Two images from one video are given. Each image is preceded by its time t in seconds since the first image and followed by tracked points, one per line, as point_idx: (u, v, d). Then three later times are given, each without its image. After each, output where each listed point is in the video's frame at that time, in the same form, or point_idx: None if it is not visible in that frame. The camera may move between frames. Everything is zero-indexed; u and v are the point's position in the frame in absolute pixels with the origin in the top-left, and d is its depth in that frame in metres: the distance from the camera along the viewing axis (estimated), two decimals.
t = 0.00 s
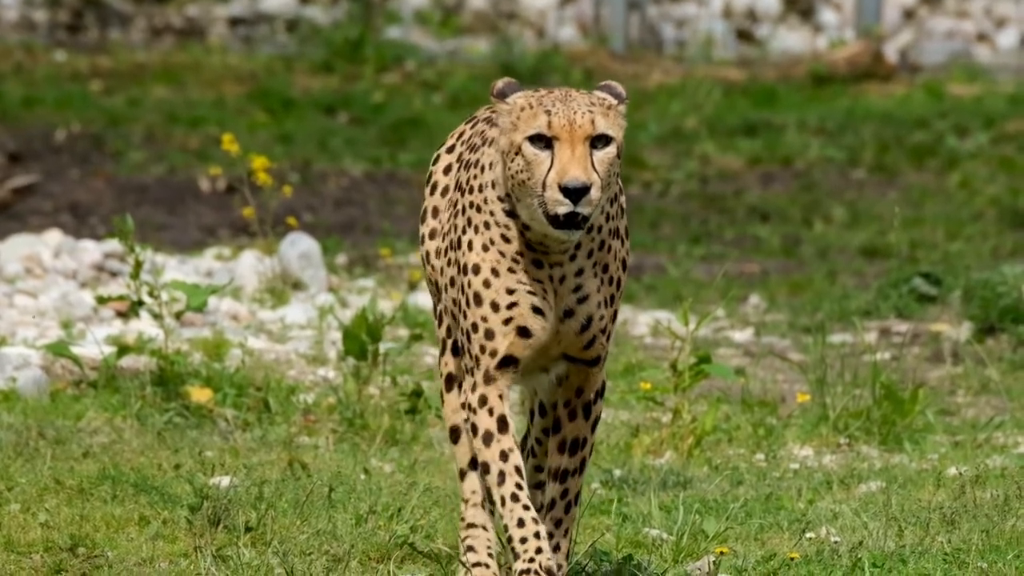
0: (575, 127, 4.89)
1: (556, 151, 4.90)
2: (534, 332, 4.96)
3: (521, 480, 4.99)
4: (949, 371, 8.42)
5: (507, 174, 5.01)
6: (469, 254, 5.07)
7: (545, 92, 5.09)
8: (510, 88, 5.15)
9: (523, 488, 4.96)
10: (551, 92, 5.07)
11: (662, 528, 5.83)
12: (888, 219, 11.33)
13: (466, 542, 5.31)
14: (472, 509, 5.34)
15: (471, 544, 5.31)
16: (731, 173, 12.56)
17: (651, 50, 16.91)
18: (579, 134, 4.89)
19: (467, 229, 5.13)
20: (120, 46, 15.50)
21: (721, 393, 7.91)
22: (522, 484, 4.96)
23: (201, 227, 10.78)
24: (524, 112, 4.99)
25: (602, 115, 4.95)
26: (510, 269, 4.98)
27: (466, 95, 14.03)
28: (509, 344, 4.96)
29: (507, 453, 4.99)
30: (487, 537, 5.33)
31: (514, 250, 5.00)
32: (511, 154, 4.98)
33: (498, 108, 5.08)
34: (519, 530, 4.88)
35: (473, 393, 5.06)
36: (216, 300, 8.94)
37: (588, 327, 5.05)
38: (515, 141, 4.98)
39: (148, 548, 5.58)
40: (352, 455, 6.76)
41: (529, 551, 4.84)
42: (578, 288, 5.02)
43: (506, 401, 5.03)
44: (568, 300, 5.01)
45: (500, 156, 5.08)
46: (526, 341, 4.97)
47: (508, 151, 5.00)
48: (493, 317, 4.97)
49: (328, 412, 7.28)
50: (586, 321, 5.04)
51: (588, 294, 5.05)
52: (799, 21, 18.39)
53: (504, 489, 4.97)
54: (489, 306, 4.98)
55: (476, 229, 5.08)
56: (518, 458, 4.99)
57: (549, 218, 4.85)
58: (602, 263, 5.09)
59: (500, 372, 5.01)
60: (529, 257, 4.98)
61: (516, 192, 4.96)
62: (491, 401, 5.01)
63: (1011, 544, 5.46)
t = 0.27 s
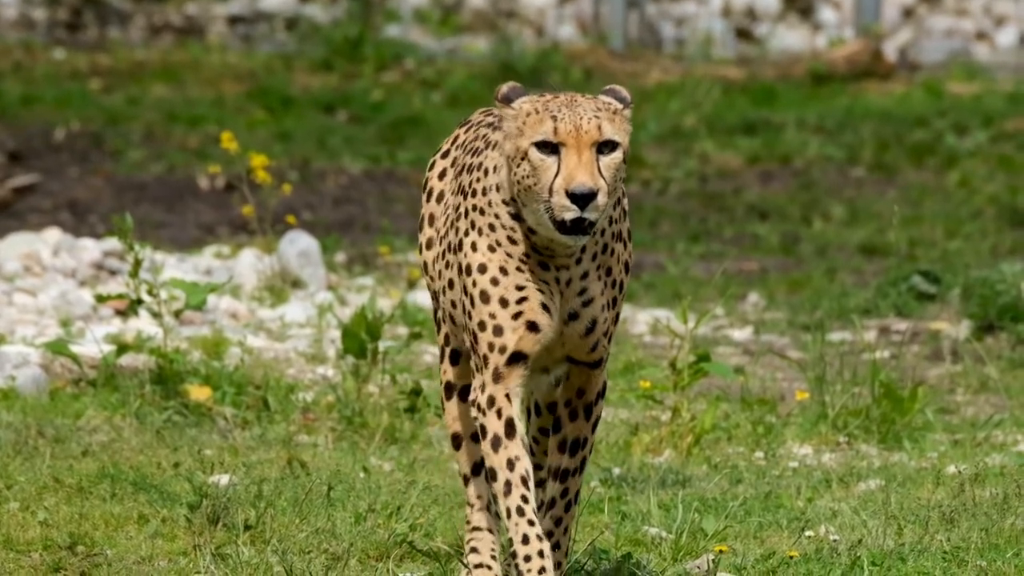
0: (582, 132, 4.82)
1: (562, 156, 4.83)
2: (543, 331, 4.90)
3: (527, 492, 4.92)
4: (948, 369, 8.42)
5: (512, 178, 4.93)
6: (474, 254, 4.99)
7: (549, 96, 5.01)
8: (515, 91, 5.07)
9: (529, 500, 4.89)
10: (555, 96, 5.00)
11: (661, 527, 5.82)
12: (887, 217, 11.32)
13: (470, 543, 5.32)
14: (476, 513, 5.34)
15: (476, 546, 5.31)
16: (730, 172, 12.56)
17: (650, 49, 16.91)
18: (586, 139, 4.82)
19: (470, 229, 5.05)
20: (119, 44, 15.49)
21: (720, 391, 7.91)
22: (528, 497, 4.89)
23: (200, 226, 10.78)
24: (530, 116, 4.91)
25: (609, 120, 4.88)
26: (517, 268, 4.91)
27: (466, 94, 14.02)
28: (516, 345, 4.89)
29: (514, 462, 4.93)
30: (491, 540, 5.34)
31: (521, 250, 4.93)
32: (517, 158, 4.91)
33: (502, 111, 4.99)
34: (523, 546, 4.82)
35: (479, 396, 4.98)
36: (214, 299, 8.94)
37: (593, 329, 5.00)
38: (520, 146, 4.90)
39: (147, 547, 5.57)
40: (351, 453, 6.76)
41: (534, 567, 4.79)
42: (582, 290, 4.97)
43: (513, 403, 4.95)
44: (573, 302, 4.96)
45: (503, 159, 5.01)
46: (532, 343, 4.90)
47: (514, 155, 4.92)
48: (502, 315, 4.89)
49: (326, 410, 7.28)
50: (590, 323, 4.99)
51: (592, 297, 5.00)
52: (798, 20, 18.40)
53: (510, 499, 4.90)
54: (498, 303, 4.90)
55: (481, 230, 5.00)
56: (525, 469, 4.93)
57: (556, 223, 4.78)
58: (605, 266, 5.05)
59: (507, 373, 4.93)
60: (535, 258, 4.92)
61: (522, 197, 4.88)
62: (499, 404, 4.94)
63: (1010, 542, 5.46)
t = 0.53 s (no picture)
0: (592, 144, 4.75)
1: (571, 167, 4.75)
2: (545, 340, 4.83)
3: (531, 503, 4.85)
4: (947, 367, 8.42)
5: (519, 185, 4.85)
6: (477, 258, 4.91)
7: (556, 103, 4.93)
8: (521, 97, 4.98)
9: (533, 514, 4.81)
10: (563, 104, 4.92)
11: (660, 524, 5.82)
12: (886, 215, 11.33)
13: (467, 540, 5.34)
14: (473, 510, 5.36)
15: (473, 543, 5.34)
16: (729, 169, 12.56)
17: (649, 46, 16.91)
18: (595, 152, 4.75)
19: (474, 232, 4.96)
20: (118, 42, 15.48)
21: (719, 389, 7.92)
22: (531, 509, 4.82)
23: (199, 224, 10.77)
24: (538, 125, 4.83)
25: (618, 131, 4.81)
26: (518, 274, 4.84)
27: (464, 92, 14.02)
28: (519, 351, 4.81)
29: (517, 473, 4.85)
30: (489, 536, 5.36)
31: (525, 257, 4.86)
32: (524, 166, 4.82)
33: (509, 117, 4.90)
34: (526, 561, 4.75)
35: (482, 402, 4.90)
36: (214, 296, 8.94)
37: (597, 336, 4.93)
38: (528, 155, 4.82)
39: (146, 545, 5.57)
40: (350, 451, 6.76)
41: None
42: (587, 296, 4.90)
43: (516, 410, 4.88)
44: (578, 309, 4.89)
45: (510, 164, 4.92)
46: (536, 349, 4.82)
47: (521, 162, 4.83)
48: (502, 322, 4.82)
49: (325, 408, 7.28)
50: (594, 330, 4.92)
51: (596, 303, 4.93)
52: (797, 18, 18.41)
53: (513, 512, 4.83)
54: (500, 309, 4.83)
55: (485, 233, 4.92)
56: (528, 479, 4.85)
57: (562, 232, 4.71)
58: (608, 272, 4.99)
59: (510, 379, 4.85)
60: (538, 266, 4.84)
61: (528, 205, 4.80)
62: (502, 411, 4.86)
63: (1009, 540, 5.46)
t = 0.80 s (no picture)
0: (603, 154, 4.63)
1: (580, 176, 4.63)
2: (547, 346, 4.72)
3: (531, 508, 4.76)
4: (946, 365, 8.43)
5: (525, 190, 4.73)
6: (479, 260, 4.80)
7: (564, 109, 4.80)
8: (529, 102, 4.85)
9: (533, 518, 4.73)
10: (572, 110, 4.79)
11: (659, 522, 5.82)
12: (885, 213, 11.33)
13: (466, 537, 5.35)
14: (473, 506, 5.36)
15: (471, 540, 5.35)
16: (728, 167, 12.56)
17: (648, 44, 16.91)
18: (605, 161, 4.63)
19: (476, 235, 4.85)
20: (116, 40, 15.47)
21: (718, 387, 7.92)
22: (532, 514, 4.73)
23: (198, 221, 10.77)
24: (547, 132, 4.70)
25: (628, 140, 4.69)
26: (521, 277, 4.73)
27: (463, 90, 14.02)
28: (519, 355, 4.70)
29: (517, 476, 4.76)
30: (488, 531, 5.37)
31: (527, 260, 4.74)
32: (531, 173, 4.70)
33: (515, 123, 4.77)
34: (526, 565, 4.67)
35: (482, 406, 4.81)
36: (212, 294, 8.93)
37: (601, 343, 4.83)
38: (535, 162, 4.69)
39: (145, 543, 5.58)
40: (349, 449, 6.76)
41: None
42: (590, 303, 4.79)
43: (515, 413, 4.79)
44: (581, 314, 4.78)
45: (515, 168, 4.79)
46: (537, 355, 4.72)
47: (527, 168, 4.71)
48: (503, 326, 4.71)
49: (324, 406, 7.29)
50: (597, 337, 4.82)
51: (598, 310, 4.82)
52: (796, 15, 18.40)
53: (512, 515, 4.74)
54: (500, 313, 4.72)
55: (487, 236, 4.80)
56: (529, 484, 4.76)
57: (570, 239, 4.60)
58: (609, 280, 4.89)
59: (511, 382, 4.75)
60: (541, 271, 4.73)
61: (535, 212, 4.68)
62: (502, 415, 4.77)
63: (1008, 538, 5.45)
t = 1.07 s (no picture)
0: (614, 162, 4.55)
1: (591, 184, 4.55)
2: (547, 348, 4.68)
3: (531, 508, 4.73)
4: (944, 363, 8.43)
5: (531, 197, 4.66)
6: (479, 257, 4.77)
7: (570, 116, 4.73)
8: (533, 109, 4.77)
9: (533, 517, 4.70)
10: (579, 117, 4.72)
11: (658, 520, 5.83)
12: (884, 211, 11.33)
13: (464, 532, 5.35)
14: (472, 501, 5.36)
15: (469, 537, 5.35)
16: (726, 165, 12.56)
17: (647, 42, 16.91)
18: (616, 170, 4.56)
19: (477, 230, 4.81)
20: (115, 38, 15.47)
21: (717, 385, 7.93)
22: (532, 514, 4.71)
23: (197, 219, 10.77)
24: (556, 139, 4.62)
25: (637, 150, 4.62)
26: (520, 276, 4.69)
27: (462, 87, 14.02)
28: (515, 353, 4.66)
29: (517, 475, 4.73)
30: (486, 526, 5.38)
31: (527, 260, 4.70)
32: (538, 179, 4.63)
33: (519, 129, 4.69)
34: (527, 565, 4.64)
35: (481, 402, 4.79)
36: (211, 292, 8.93)
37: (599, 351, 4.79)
38: (544, 170, 4.61)
39: (144, 541, 5.57)
40: (347, 447, 6.76)
41: None
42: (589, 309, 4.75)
43: (514, 412, 4.76)
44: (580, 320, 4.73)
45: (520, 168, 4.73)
46: (534, 357, 4.68)
47: (535, 176, 4.63)
48: (501, 323, 4.68)
49: (323, 404, 7.29)
50: (594, 344, 4.79)
51: (596, 317, 4.78)
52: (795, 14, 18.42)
53: (512, 515, 4.72)
54: (498, 311, 4.68)
55: (489, 233, 4.76)
56: (528, 483, 4.74)
57: (579, 246, 4.53)
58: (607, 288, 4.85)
59: (509, 380, 4.73)
60: (542, 271, 4.69)
61: (542, 220, 4.61)
62: (501, 413, 4.75)
63: (1006, 535, 5.45)
